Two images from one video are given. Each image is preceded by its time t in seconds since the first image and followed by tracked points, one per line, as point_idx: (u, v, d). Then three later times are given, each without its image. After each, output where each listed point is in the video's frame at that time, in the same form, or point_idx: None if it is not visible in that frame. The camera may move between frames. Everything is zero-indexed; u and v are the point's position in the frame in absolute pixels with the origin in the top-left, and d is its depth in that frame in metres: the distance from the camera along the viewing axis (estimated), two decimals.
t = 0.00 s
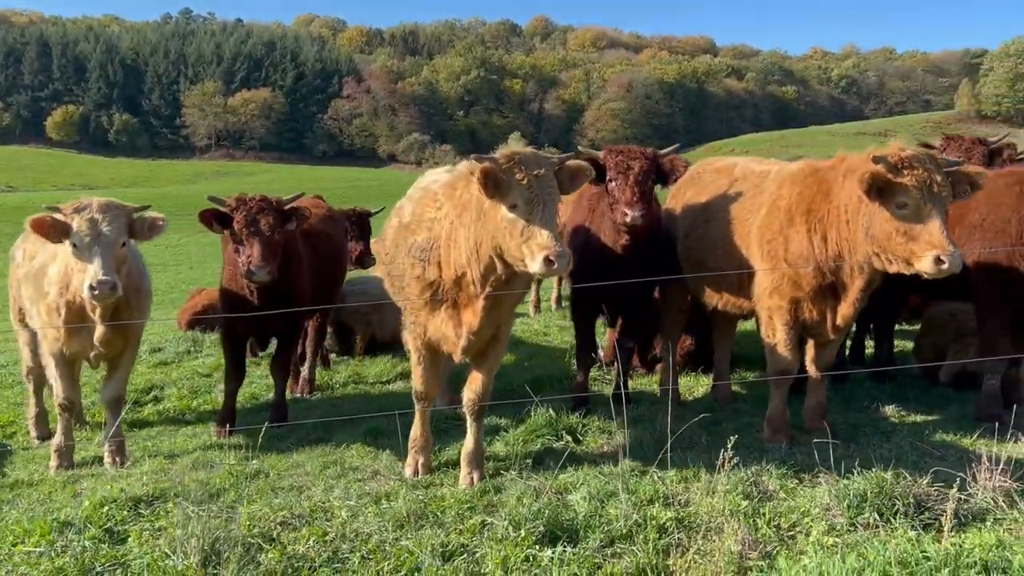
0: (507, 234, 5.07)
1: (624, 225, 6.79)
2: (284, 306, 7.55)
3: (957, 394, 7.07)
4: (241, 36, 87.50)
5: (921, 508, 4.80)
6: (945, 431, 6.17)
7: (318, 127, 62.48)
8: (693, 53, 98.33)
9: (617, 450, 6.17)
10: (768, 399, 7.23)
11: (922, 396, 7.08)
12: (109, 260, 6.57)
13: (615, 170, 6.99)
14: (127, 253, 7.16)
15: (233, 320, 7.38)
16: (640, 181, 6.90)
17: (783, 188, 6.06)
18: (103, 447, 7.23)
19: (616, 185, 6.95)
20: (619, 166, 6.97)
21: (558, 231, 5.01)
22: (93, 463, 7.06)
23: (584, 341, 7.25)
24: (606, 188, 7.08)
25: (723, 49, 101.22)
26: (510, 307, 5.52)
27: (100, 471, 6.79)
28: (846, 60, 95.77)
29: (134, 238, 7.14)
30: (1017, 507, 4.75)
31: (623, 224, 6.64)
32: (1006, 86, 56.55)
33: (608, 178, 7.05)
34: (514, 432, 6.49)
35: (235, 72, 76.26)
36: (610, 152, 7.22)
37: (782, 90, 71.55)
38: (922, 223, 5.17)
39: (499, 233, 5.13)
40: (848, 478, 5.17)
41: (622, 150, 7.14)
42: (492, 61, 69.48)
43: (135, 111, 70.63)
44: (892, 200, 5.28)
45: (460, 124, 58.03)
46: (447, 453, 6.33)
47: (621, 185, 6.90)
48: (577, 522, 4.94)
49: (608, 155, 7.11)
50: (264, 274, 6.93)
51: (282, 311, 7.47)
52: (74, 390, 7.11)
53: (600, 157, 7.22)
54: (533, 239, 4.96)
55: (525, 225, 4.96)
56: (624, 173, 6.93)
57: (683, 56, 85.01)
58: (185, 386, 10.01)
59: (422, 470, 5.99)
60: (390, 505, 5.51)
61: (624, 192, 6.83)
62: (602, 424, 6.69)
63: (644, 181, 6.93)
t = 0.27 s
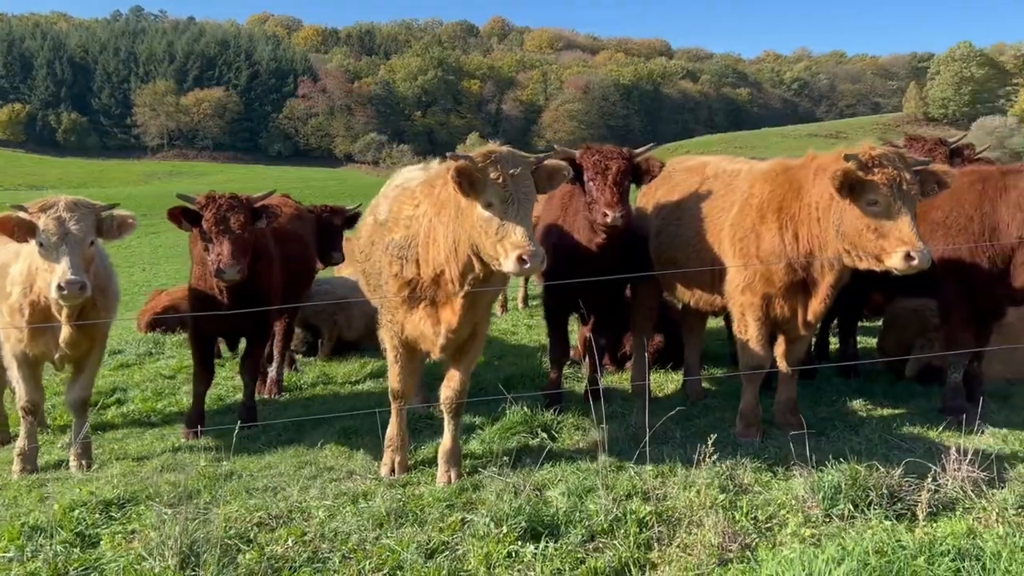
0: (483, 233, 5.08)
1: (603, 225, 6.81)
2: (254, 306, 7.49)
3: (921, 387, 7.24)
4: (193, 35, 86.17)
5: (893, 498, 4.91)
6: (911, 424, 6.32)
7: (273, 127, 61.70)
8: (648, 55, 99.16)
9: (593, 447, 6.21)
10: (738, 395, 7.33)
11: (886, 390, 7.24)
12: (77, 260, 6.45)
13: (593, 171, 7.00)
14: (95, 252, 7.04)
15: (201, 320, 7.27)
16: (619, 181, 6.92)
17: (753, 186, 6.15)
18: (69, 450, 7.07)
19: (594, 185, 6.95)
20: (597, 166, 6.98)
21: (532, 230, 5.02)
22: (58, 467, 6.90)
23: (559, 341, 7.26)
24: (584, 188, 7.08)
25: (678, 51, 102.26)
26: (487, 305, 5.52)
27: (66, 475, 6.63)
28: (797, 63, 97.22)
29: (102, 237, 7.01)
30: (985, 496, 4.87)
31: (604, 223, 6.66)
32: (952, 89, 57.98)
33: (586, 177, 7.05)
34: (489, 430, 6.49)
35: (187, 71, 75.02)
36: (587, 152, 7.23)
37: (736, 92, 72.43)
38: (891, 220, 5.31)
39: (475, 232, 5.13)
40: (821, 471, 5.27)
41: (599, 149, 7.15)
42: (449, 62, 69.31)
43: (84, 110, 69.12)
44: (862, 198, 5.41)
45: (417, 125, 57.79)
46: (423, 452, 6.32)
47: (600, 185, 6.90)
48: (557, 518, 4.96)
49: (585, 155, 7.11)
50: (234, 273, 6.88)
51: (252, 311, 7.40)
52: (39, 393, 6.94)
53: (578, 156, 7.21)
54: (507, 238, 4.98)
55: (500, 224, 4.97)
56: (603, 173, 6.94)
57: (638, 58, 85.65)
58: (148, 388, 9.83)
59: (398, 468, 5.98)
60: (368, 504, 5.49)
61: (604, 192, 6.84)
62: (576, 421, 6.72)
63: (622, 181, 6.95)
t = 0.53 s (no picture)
0: (452, 228, 5.05)
1: (584, 224, 6.85)
2: (215, 304, 7.35)
3: (881, 379, 7.39)
4: (133, 33, 84.24)
5: (863, 485, 5.00)
6: (874, 414, 6.45)
7: (218, 127, 60.61)
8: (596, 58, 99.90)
9: (563, 441, 6.21)
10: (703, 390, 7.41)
11: (847, 382, 7.39)
12: (34, 256, 6.27)
13: (571, 170, 7.03)
14: (51, 249, 6.86)
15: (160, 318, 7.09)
16: (597, 181, 6.98)
17: (720, 182, 6.24)
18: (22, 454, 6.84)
19: (574, 183, 6.97)
20: (576, 166, 7.01)
21: (502, 224, 5.01)
22: (11, 471, 6.67)
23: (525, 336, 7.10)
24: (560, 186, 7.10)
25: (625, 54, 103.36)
26: (459, 301, 5.49)
27: (19, 480, 6.40)
28: (741, 66, 98.74)
29: (58, 234, 6.84)
30: (951, 481, 4.99)
31: (588, 223, 6.71)
32: (890, 92, 59.49)
33: (564, 177, 7.08)
34: (459, 427, 6.45)
35: (128, 69, 73.29)
36: (562, 150, 7.26)
37: (682, 94, 73.31)
38: (857, 212, 5.43)
39: (445, 228, 5.10)
40: (792, 460, 5.35)
41: (574, 148, 7.19)
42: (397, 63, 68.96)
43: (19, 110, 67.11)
44: (829, 191, 5.53)
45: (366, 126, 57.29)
46: (393, 450, 6.25)
47: (579, 184, 6.94)
48: (533, 512, 4.95)
49: (562, 154, 7.15)
50: (192, 270, 6.73)
51: (213, 309, 7.25)
52: None
53: (554, 155, 7.23)
54: (477, 232, 4.96)
55: (469, 218, 4.95)
56: (582, 173, 6.98)
57: (586, 61, 86.23)
58: (100, 392, 9.56)
59: (369, 467, 5.93)
60: (340, 503, 5.42)
61: (585, 191, 6.86)
62: (546, 416, 6.72)
63: (599, 181, 7.02)
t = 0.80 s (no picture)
0: (416, 230, 5.03)
1: (551, 231, 6.86)
2: (168, 308, 7.20)
3: (834, 374, 7.58)
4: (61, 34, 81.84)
5: (826, 478, 5.11)
6: (829, 409, 6.60)
7: (154, 130, 59.19)
8: (537, 62, 100.29)
9: (528, 442, 6.23)
10: (662, 388, 7.51)
11: (802, 378, 7.55)
12: None
13: (539, 176, 7.01)
14: None
15: (111, 323, 6.91)
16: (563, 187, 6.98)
17: (681, 181, 6.33)
18: None
19: (542, 191, 6.95)
20: (543, 172, 7.00)
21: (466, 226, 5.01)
22: None
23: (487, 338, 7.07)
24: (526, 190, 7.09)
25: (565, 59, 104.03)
26: (425, 303, 5.45)
27: None
28: (680, 70, 100.02)
29: (5, 238, 6.62)
30: (909, 472, 5.13)
31: (555, 231, 6.73)
32: (824, 96, 60.98)
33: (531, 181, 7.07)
34: (423, 429, 6.41)
35: (57, 71, 71.10)
36: (529, 153, 7.23)
37: (623, 98, 74.05)
38: (815, 211, 5.57)
39: (410, 230, 5.07)
40: (755, 455, 5.44)
41: (541, 152, 7.15)
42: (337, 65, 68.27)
43: None
44: (788, 190, 5.66)
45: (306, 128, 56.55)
46: (356, 454, 6.18)
47: (547, 191, 6.92)
48: (503, 512, 4.95)
49: (529, 158, 7.12)
50: (142, 274, 6.57)
51: (166, 312, 7.11)
52: None
53: (520, 158, 7.20)
54: (440, 235, 4.94)
55: (433, 219, 4.92)
56: (549, 179, 6.98)
57: (528, 65, 86.54)
58: (43, 401, 9.25)
59: (333, 471, 5.84)
60: (305, 508, 5.34)
61: (552, 198, 6.86)
62: (509, 417, 6.73)
63: (565, 187, 7.05)
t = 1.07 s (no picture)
0: (372, 247, 4.95)
1: (509, 242, 6.94)
2: (112, 320, 6.98)
3: (783, 376, 7.75)
4: None
5: (783, 478, 5.22)
6: (780, 409, 6.75)
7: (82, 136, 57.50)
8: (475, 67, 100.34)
9: (487, 449, 6.23)
10: (616, 392, 7.59)
11: (752, 380, 7.69)
12: None
13: (499, 189, 7.12)
14: None
15: (56, 337, 6.71)
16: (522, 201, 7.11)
17: (636, 188, 6.41)
18: None
19: (503, 203, 7.05)
20: (505, 184, 7.12)
21: (424, 244, 4.92)
22: None
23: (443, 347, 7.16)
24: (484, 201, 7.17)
25: (503, 65, 104.35)
26: (384, 314, 5.42)
27: None
28: (616, 77, 101.18)
29: None
30: (861, 470, 5.26)
31: (515, 243, 6.78)
32: (757, 103, 62.35)
33: (490, 193, 7.16)
34: (381, 439, 6.36)
35: None
36: (488, 165, 7.33)
37: (561, 105, 74.56)
38: (767, 218, 5.69)
39: (365, 246, 5.01)
40: (714, 457, 5.52)
41: (499, 164, 7.26)
42: (273, 70, 67.31)
43: None
44: (740, 197, 5.77)
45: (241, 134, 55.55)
46: (313, 466, 6.11)
47: (507, 203, 7.03)
48: (467, 520, 4.94)
49: (488, 169, 7.22)
50: (82, 286, 6.38)
51: (110, 326, 6.88)
52: None
53: (480, 169, 7.29)
54: (396, 253, 4.87)
55: (389, 236, 4.84)
56: (509, 191, 7.10)
57: (466, 71, 86.54)
58: None
59: (290, 483, 5.75)
60: (264, 521, 5.25)
61: (512, 209, 6.95)
62: (467, 424, 6.72)
63: (525, 200, 7.17)
